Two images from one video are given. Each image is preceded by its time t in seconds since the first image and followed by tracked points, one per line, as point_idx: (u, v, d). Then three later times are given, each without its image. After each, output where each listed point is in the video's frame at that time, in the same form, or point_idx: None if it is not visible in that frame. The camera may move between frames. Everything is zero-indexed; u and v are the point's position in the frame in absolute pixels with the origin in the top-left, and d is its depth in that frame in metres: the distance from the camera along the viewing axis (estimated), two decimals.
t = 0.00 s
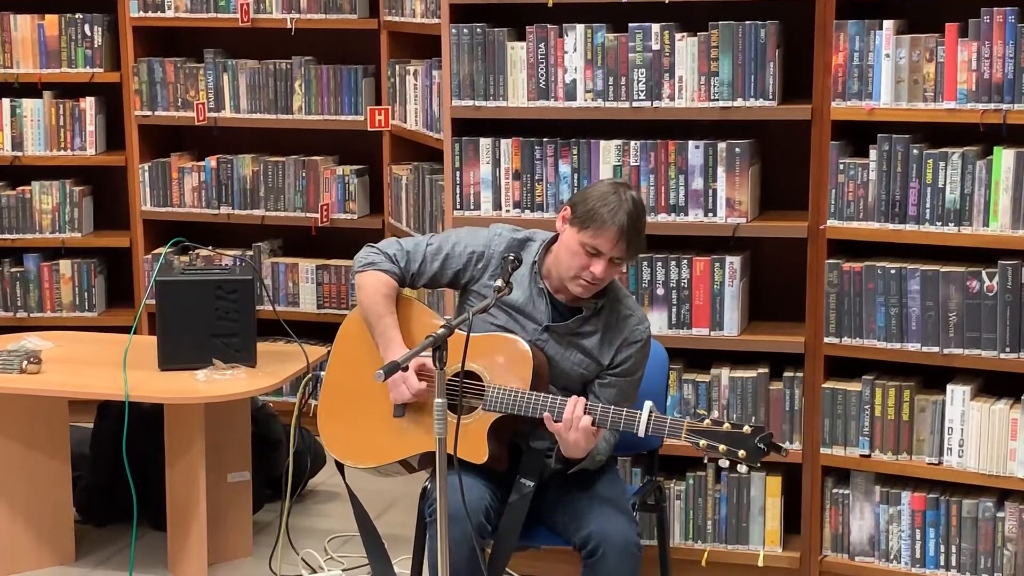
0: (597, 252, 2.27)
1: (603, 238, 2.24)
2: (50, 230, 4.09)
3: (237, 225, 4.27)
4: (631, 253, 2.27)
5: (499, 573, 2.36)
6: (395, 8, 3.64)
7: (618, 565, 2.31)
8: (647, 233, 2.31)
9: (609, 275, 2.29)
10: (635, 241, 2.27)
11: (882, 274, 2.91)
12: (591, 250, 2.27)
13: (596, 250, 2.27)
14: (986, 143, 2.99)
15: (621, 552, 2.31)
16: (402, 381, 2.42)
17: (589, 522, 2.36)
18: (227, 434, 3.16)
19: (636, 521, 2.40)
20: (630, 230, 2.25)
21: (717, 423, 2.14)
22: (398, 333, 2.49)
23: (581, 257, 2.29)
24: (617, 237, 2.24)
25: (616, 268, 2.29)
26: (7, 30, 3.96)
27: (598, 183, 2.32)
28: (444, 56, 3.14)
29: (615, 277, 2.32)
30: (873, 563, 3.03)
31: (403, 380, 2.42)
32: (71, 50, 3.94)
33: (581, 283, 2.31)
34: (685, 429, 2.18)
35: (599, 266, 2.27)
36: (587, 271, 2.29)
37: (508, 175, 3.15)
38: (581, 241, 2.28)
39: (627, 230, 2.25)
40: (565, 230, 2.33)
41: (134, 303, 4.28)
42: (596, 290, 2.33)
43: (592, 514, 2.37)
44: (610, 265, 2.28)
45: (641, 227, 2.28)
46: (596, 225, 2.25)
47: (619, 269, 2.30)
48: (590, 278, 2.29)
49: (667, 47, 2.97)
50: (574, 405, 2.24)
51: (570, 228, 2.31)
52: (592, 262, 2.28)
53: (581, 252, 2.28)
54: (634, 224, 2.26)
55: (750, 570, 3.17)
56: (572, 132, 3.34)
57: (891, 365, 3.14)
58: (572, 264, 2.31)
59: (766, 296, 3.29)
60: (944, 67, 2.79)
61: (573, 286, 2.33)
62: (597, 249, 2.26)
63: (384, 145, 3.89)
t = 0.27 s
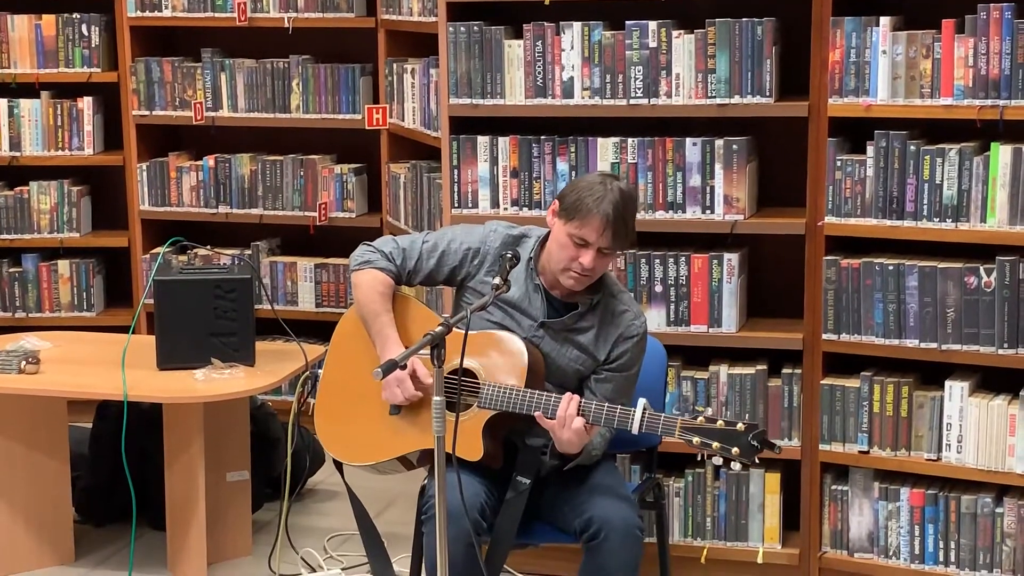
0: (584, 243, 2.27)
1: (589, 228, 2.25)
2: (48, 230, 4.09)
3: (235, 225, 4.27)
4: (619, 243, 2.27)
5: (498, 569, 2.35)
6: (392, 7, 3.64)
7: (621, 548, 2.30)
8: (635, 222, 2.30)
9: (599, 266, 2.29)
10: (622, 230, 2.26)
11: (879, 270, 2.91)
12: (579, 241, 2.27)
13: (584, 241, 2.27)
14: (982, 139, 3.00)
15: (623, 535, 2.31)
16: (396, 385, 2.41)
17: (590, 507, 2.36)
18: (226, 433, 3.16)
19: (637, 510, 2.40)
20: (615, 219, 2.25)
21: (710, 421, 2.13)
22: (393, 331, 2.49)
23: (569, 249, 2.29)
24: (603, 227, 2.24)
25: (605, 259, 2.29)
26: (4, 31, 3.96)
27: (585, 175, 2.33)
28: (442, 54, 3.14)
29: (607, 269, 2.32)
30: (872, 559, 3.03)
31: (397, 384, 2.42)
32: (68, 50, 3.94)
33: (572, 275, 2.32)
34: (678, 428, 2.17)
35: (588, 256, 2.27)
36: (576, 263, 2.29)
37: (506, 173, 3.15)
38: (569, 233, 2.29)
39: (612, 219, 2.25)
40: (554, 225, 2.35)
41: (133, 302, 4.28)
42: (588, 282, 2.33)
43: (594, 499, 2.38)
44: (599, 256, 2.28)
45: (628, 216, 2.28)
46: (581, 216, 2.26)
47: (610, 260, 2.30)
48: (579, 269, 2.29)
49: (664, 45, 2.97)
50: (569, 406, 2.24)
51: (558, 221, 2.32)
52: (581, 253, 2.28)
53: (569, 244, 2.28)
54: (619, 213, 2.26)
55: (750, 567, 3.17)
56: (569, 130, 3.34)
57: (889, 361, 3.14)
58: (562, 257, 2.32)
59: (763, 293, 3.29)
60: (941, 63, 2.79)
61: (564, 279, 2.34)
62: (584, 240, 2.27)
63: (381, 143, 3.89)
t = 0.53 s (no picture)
0: (566, 240, 2.28)
1: (568, 224, 2.26)
2: (47, 231, 4.10)
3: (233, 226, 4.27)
4: (601, 239, 2.27)
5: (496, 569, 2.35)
6: (390, 7, 3.64)
7: (618, 547, 2.30)
8: (620, 219, 2.30)
9: (583, 262, 2.30)
10: (604, 225, 2.26)
11: (878, 269, 2.91)
12: (561, 238, 2.28)
13: (565, 238, 2.28)
14: (980, 137, 3.00)
15: (621, 534, 2.31)
16: (391, 385, 2.43)
17: (587, 507, 2.36)
18: (225, 434, 3.17)
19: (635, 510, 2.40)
20: (594, 215, 2.25)
21: (707, 415, 2.13)
22: (389, 332, 2.49)
23: (553, 246, 2.30)
24: (582, 223, 2.25)
25: (589, 256, 2.29)
26: (2, 33, 3.97)
27: (569, 173, 2.34)
28: (439, 54, 3.14)
29: (593, 265, 2.32)
30: (871, 558, 3.03)
31: (392, 383, 2.43)
32: (67, 51, 3.94)
33: (557, 273, 2.33)
34: (674, 423, 2.17)
35: (570, 253, 2.28)
36: (560, 260, 2.30)
37: (504, 173, 3.15)
38: (551, 231, 2.30)
39: (592, 214, 2.25)
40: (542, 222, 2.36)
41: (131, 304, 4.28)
42: (575, 279, 2.33)
43: (591, 499, 2.38)
44: (582, 252, 2.28)
45: (611, 213, 2.27)
46: (562, 213, 2.27)
47: (595, 257, 2.30)
48: (563, 266, 2.30)
49: (662, 44, 2.97)
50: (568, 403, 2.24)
51: (543, 219, 2.33)
52: (563, 250, 2.29)
53: (552, 241, 2.30)
54: (599, 208, 2.26)
55: (749, 566, 3.17)
56: (567, 130, 3.34)
57: (887, 360, 3.14)
58: (548, 255, 2.33)
59: (762, 292, 3.29)
60: (939, 61, 2.79)
61: (551, 277, 2.35)
62: (566, 237, 2.27)
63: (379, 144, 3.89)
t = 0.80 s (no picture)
0: (562, 244, 2.28)
1: (564, 229, 2.26)
2: (46, 232, 4.09)
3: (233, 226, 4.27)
4: (598, 243, 2.26)
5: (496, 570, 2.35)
6: (389, 7, 3.64)
7: (614, 555, 2.30)
8: (616, 223, 2.29)
9: (580, 266, 2.30)
10: (600, 230, 2.26)
11: (877, 268, 2.91)
12: (558, 243, 2.28)
13: (562, 242, 2.28)
14: (979, 136, 3.00)
15: (617, 542, 2.31)
16: (392, 384, 2.43)
17: (585, 512, 2.36)
18: (224, 434, 3.17)
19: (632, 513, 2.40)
20: (590, 220, 2.24)
21: (706, 419, 2.13)
22: (388, 332, 2.49)
23: (550, 250, 2.31)
24: (579, 228, 2.25)
25: (585, 260, 2.29)
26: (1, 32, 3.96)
27: (568, 177, 2.33)
28: (438, 54, 3.14)
29: (590, 268, 2.32)
30: (871, 557, 3.03)
31: (393, 383, 2.43)
32: (66, 52, 3.94)
33: (555, 276, 2.33)
34: (672, 426, 2.17)
35: (566, 258, 2.28)
36: (557, 263, 2.30)
37: (503, 172, 3.15)
38: (548, 235, 2.30)
39: (588, 219, 2.25)
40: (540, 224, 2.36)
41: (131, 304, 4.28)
42: (573, 282, 2.34)
43: (589, 505, 2.37)
44: (579, 257, 2.28)
45: (607, 217, 2.27)
46: (558, 217, 2.27)
47: (593, 261, 2.30)
48: (560, 270, 2.31)
49: (661, 44, 2.97)
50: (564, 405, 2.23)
51: (540, 222, 2.33)
52: (560, 255, 2.29)
53: (549, 245, 2.30)
54: (596, 213, 2.25)
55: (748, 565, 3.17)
56: (566, 129, 3.34)
57: (887, 359, 3.14)
58: (545, 258, 2.34)
59: (761, 291, 3.29)
60: (938, 60, 2.79)
61: (549, 279, 2.36)
62: (562, 241, 2.27)
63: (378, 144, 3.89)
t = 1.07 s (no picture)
0: (564, 244, 2.28)
1: (566, 229, 2.26)
2: (47, 230, 4.10)
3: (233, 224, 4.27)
4: (599, 243, 2.27)
5: (496, 569, 2.35)
6: (389, 5, 3.64)
7: (617, 552, 2.31)
8: (617, 222, 2.29)
9: (581, 266, 2.30)
10: (602, 230, 2.26)
11: (877, 266, 2.91)
12: (559, 243, 2.29)
13: (563, 242, 2.28)
14: (979, 135, 3.00)
15: (620, 539, 2.31)
16: (395, 380, 2.43)
17: (587, 510, 2.36)
18: (225, 433, 3.17)
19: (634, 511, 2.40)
20: (591, 220, 2.25)
21: (706, 417, 2.14)
22: (388, 331, 2.50)
23: (551, 250, 2.31)
24: (580, 228, 2.25)
25: (587, 260, 2.29)
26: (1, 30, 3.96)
27: (568, 177, 2.33)
28: (438, 52, 3.14)
29: (591, 268, 2.32)
30: (871, 555, 3.03)
31: (396, 379, 2.43)
32: (66, 50, 3.94)
33: (556, 276, 2.33)
34: (673, 425, 2.17)
35: (567, 257, 2.28)
36: (558, 263, 2.31)
37: (503, 171, 3.15)
38: (549, 235, 2.30)
39: (589, 220, 2.25)
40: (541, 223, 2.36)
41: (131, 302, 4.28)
42: (574, 282, 2.34)
43: (590, 503, 2.38)
44: (580, 256, 2.28)
45: (608, 217, 2.27)
46: (560, 217, 2.27)
47: (594, 261, 2.30)
48: (561, 270, 2.31)
49: (661, 42, 2.97)
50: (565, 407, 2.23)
51: (541, 223, 2.33)
52: (561, 254, 2.29)
53: (550, 246, 2.30)
54: (597, 213, 2.25)
55: (748, 563, 3.17)
56: (567, 128, 3.34)
57: (887, 357, 3.15)
58: (546, 258, 2.34)
59: (761, 290, 3.30)
60: (938, 58, 2.79)
61: (550, 279, 2.36)
62: (563, 241, 2.28)
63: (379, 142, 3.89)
